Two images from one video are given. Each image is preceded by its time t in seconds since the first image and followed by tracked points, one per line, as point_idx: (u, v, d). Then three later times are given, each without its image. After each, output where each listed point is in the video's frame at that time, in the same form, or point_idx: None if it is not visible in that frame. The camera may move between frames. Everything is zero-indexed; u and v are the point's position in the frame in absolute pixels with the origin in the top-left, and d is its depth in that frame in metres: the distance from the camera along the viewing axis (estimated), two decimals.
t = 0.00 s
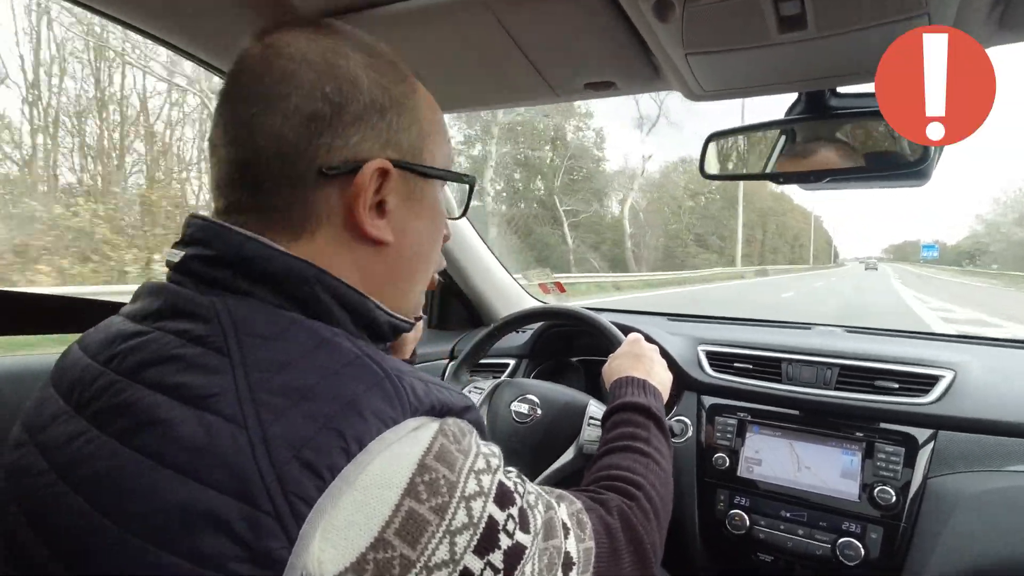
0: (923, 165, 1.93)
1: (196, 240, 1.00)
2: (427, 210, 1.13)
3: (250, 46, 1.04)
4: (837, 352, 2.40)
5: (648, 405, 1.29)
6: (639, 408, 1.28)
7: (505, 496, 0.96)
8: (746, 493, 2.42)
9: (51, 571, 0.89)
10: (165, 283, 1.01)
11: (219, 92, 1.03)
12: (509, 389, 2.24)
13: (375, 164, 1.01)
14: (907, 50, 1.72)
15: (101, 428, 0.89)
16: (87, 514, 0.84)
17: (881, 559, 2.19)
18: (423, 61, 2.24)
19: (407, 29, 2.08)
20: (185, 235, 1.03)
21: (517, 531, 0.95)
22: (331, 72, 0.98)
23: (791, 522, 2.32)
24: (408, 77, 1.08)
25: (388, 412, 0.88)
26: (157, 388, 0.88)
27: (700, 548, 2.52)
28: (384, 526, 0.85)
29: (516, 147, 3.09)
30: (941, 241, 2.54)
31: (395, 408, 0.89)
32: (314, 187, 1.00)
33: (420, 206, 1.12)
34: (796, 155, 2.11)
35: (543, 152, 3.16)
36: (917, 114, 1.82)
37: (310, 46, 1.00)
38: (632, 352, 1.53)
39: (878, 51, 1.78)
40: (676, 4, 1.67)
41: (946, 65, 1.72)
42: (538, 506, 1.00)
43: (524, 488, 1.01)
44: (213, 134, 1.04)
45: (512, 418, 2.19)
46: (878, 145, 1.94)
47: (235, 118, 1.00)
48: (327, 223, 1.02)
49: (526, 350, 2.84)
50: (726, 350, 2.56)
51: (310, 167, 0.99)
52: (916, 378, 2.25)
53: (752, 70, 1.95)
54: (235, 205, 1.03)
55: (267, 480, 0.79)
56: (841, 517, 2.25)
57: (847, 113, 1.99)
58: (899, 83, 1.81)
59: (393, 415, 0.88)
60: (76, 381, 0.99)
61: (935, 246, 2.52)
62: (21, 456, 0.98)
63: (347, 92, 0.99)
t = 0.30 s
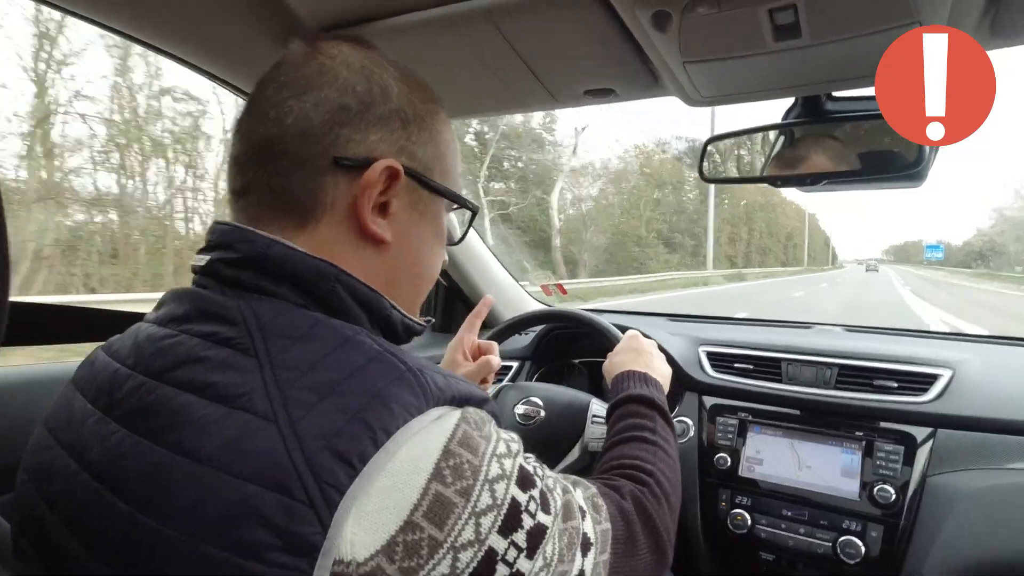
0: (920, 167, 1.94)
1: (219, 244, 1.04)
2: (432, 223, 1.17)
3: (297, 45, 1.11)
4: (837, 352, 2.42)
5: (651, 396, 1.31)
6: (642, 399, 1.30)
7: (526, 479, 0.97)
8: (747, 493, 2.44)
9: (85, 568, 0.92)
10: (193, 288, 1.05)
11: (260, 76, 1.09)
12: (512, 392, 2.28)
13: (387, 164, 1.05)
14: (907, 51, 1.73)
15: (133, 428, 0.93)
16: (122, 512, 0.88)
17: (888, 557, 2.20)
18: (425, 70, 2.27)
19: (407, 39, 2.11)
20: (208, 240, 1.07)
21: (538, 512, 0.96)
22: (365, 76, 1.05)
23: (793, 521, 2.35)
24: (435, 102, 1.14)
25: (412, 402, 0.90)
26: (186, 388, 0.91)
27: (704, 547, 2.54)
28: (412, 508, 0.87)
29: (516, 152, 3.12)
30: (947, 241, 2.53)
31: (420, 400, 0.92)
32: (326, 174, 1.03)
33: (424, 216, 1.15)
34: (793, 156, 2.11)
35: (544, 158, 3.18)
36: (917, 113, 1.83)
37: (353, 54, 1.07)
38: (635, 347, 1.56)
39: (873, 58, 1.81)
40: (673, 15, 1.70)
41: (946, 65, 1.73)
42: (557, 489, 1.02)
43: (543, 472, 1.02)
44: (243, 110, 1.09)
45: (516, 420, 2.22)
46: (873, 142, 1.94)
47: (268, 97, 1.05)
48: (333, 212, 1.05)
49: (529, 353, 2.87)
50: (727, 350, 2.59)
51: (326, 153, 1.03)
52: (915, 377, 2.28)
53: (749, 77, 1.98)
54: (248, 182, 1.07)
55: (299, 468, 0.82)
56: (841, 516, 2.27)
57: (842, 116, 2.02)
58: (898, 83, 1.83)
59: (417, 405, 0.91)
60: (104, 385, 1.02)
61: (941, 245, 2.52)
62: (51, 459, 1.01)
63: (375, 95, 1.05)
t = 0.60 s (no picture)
0: (911, 159, 1.96)
1: (203, 247, 1.04)
2: (409, 216, 1.16)
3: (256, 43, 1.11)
4: (832, 346, 2.43)
5: (643, 400, 1.31)
6: (634, 403, 1.30)
7: (510, 485, 0.96)
8: (743, 487, 2.45)
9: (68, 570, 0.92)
10: (175, 292, 1.05)
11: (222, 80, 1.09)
12: (507, 388, 2.27)
13: (357, 161, 1.05)
14: (907, 50, 1.75)
15: (113, 432, 0.93)
16: (104, 515, 0.88)
17: (882, 549, 2.21)
18: (416, 67, 2.26)
19: (398, 37, 2.10)
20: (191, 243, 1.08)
21: (523, 518, 0.95)
22: (327, 70, 1.05)
23: (786, 514, 2.35)
24: (402, 90, 1.14)
25: (396, 405, 0.91)
26: (168, 392, 0.91)
27: (699, 541, 2.54)
28: (395, 513, 0.86)
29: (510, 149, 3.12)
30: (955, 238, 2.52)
31: (403, 402, 0.92)
32: (297, 177, 1.04)
33: (402, 210, 1.15)
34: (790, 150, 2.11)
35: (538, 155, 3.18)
36: (918, 113, 1.84)
37: (312, 47, 1.06)
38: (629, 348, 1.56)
39: (860, 52, 1.81)
40: (659, 9, 1.70)
41: (946, 65, 1.75)
42: (542, 496, 1.00)
43: (528, 478, 1.01)
44: (209, 120, 1.09)
45: (510, 416, 2.21)
46: (873, 138, 1.95)
47: (230, 105, 1.05)
48: (308, 215, 1.06)
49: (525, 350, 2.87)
50: (722, 346, 2.59)
51: (294, 155, 1.03)
52: (909, 371, 2.28)
53: (739, 72, 1.98)
54: (223, 192, 1.07)
55: (283, 472, 0.82)
56: (835, 508, 2.28)
57: (838, 110, 2.01)
58: (898, 82, 1.84)
59: (400, 408, 0.91)
60: (85, 389, 1.03)
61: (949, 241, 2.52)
62: (35, 462, 1.01)
63: (340, 89, 1.05)
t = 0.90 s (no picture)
0: (910, 153, 1.98)
1: (177, 248, 1.04)
2: (362, 176, 1.13)
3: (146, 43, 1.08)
4: (833, 342, 2.42)
5: (644, 405, 1.28)
6: (635, 407, 1.28)
7: (499, 481, 0.95)
8: (745, 484, 2.44)
9: (62, 569, 0.91)
10: (150, 289, 1.05)
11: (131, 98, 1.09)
12: (507, 387, 2.26)
13: (275, 146, 1.01)
14: (908, 51, 1.77)
15: (97, 429, 0.93)
16: (94, 513, 0.87)
17: (886, 546, 2.20)
18: (414, 65, 2.26)
19: (395, 35, 2.10)
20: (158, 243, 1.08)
21: (511, 514, 0.94)
22: (208, 58, 1.00)
23: (790, 511, 2.34)
24: (301, 37, 1.06)
25: (381, 395, 0.90)
26: (150, 387, 0.91)
27: (702, 540, 2.53)
28: (384, 504, 0.85)
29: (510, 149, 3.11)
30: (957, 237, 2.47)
31: (389, 392, 0.91)
32: (229, 181, 1.03)
33: (350, 175, 1.11)
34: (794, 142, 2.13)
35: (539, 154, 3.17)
36: (918, 113, 1.87)
37: (188, 32, 1.02)
38: (630, 350, 1.54)
39: (858, 44, 1.80)
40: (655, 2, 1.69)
41: (946, 65, 1.78)
42: (533, 496, 1.00)
43: (518, 477, 1.01)
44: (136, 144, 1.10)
45: (511, 415, 2.20)
46: (878, 132, 1.97)
47: (143, 124, 1.05)
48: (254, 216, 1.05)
49: (525, 349, 2.87)
50: (723, 343, 2.58)
51: (214, 160, 1.02)
52: (911, 365, 2.27)
53: (734, 66, 1.97)
54: (173, 207, 1.08)
55: (270, 464, 0.82)
56: (839, 505, 2.27)
57: (835, 104, 2.02)
58: (898, 81, 1.84)
59: (386, 398, 0.90)
60: (66, 389, 1.02)
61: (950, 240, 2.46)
62: (27, 461, 1.00)
63: (228, 72, 1.00)
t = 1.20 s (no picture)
0: (912, 150, 1.96)
1: (174, 243, 1.02)
2: (364, 179, 1.12)
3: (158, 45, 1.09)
4: (835, 341, 2.41)
5: (646, 405, 1.27)
6: (637, 407, 1.26)
7: (500, 475, 0.94)
8: (748, 484, 2.42)
9: (62, 567, 0.90)
10: (150, 287, 1.04)
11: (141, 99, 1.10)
12: (509, 386, 2.25)
13: (276, 143, 1.00)
14: (907, 50, 1.79)
15: (98, 426, 0.92)
16: (95, 510, 0.86)
17: (889, 545, 2.19)
18: (416, 61, 2.25)
19: (397, 31, 2.09)
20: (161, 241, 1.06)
21: (513, 509, 0.93)
22: (216, 58, 1.00)
23: (793, 511, 2.33)
24: (311, 44, 1.06)
25: (384, 388, 0.89)
26: (152, 383, 0.90)
27: (704, 540, 2.52)
28: (385, 495, 0.84)
29: (509, 146, 3.09)
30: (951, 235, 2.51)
31: (390, 385, 0.90)
32: (229, 178, 1.02)
33: (350, 178, 1.10)
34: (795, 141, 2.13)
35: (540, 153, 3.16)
36: (917, 113, 1.87)
37: (199, 34, 1.02)
38: (629, 350, 1.52)
39: (863, 40, 1.80)
40: None
41: (946, 65, 1.79)
42: (535, 492, 0.99)
43: (520, 473, 0.99)
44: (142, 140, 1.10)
45: (512, 416, 2.19)
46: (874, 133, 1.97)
47: (151, 120, 1.05)
48: (252, 213, 1.04)
49: (525, 349, 2.85)
50: (724, 342, 2.57)
51: (216, 157, 1.02)
52: (913, 364, 2.26)
53: (736, 62, 1.97)
54: (175, 204, 1.08)
55: (272, 456, 0.81)
56: (842, 504, 2.25)
57: (837, 101, 2.02)
58: (898, 80, 1.85)
59: (387, 391, 0.89)
60: (67, 387, 1.01)
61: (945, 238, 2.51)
62: (27, 458, 0.99)
63: (234, 72, 1.00)
